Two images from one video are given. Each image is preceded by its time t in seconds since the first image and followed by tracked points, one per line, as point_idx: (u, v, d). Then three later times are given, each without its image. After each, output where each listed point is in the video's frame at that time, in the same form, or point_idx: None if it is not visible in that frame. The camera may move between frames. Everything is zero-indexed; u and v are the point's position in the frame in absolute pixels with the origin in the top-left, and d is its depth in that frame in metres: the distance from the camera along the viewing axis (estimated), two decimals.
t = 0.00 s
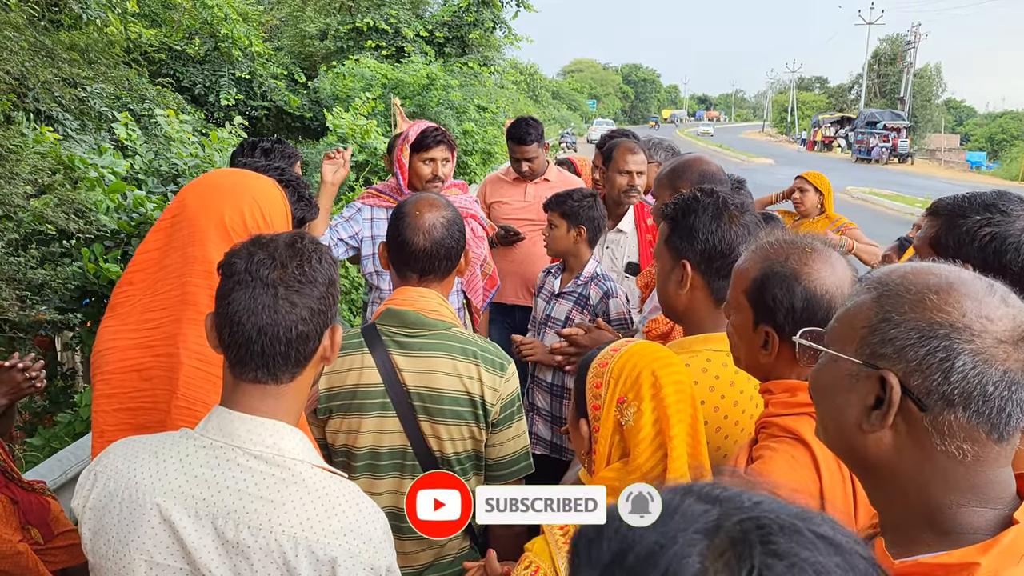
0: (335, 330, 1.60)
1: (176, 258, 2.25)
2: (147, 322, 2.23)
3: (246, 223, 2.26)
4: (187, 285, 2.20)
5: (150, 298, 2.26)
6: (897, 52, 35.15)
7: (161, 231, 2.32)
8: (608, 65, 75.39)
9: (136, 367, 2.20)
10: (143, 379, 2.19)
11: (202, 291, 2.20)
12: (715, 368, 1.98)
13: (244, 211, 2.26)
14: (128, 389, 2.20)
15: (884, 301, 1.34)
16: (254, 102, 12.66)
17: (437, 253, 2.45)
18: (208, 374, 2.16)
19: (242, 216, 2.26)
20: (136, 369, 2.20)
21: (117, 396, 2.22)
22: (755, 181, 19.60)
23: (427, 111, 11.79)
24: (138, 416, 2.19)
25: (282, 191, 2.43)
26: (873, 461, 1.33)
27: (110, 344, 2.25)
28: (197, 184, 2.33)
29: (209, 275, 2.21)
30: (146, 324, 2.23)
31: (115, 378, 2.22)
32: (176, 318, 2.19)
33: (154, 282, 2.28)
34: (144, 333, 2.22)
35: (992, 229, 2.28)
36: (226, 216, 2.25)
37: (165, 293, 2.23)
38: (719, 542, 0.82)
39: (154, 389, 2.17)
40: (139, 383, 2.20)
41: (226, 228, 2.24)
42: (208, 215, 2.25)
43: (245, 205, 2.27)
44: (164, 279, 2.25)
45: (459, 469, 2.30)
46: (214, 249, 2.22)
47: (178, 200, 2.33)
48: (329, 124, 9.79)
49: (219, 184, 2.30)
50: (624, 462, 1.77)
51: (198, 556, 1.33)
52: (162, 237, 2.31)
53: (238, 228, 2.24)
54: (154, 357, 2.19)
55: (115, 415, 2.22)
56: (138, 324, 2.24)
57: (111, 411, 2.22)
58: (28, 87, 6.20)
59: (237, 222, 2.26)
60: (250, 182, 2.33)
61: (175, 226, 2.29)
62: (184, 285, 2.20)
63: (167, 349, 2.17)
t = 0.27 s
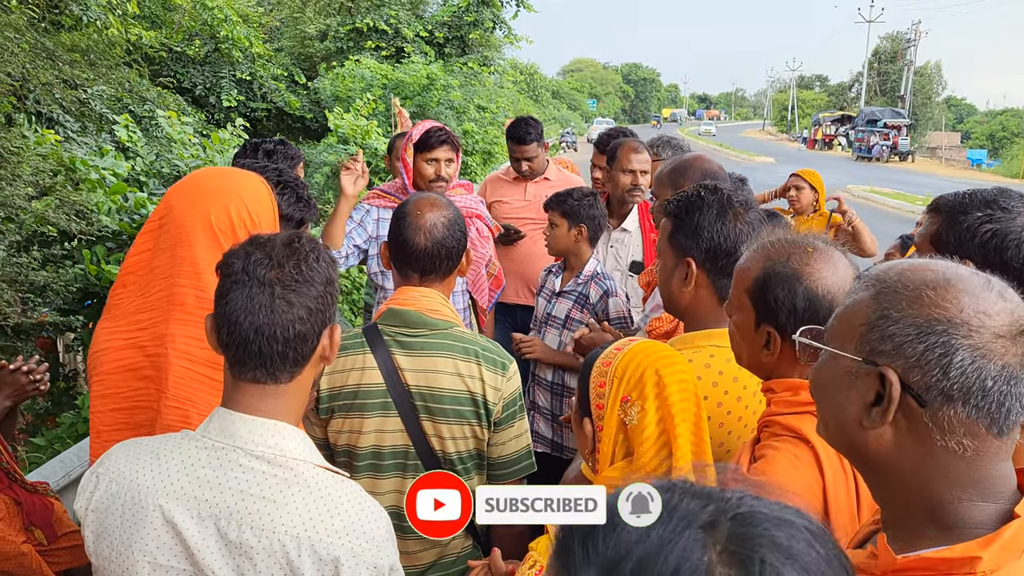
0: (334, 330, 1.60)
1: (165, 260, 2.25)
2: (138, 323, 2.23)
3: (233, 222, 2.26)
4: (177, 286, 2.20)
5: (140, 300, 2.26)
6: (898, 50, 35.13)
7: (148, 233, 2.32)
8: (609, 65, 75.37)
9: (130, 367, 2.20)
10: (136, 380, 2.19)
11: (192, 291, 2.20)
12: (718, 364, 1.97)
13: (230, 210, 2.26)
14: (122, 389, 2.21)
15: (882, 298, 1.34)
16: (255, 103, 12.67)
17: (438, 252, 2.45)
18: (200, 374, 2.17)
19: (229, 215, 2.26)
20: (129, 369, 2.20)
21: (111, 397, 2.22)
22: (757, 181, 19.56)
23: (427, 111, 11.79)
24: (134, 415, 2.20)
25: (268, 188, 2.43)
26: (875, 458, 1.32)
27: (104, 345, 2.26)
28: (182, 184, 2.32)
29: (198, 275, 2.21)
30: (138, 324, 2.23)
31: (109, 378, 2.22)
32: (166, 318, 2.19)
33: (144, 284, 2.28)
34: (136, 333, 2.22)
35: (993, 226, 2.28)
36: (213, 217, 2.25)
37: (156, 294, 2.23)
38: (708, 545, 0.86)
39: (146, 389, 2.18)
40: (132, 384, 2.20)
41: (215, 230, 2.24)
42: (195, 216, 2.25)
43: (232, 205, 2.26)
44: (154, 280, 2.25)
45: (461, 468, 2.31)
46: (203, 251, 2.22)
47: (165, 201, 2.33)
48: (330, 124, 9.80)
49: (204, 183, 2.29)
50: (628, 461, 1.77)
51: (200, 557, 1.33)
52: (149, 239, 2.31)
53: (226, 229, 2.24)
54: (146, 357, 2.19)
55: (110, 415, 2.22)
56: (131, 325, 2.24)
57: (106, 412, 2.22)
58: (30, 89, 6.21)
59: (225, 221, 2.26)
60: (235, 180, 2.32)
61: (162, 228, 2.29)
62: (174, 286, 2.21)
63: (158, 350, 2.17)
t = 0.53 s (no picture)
0: (332, 335, 1.61)
1: (156, 273, 2.29)
2: (126, 331, 2.23)
3: (228, 239, 2.35)
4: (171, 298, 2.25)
5: (128, 308, 2.27)
6: (896, 46, 35.17)
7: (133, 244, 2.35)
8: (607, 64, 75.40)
9: (120, 374, 2.19)
10: (125, 387, 2.19)
11: (189, 304, 2.26)
12: (721, 364, 1.98)
13: (224, 228, 2.35)
14: (112, 396, 2.19)
15: (886, 296, 1.35)
16: (254, 107, 12.70)
17: (437, 256, 2.46)
18: (194, 382, 2.20)
19: (223, 232, 2.35)
20: (120, 377, 2.19)
21: (98, 404, 2.20)
22: (757, 179, 19.57)
23: (426, 114, 11.82)
24: (123, 422, 2.19)
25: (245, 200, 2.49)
26: (880, 457, 1.33)
27: (92, 352, 2.23)
28: (163, 194, 2.34)
29: (194, 289, 2.28)
30: (127, 333, 2.23)
31: (98, 385, 2.19)
32: (160, 329, 2.22)
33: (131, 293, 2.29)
34: (127, 341, 2.22)
35: (992, 222, 2.28)
36: (209, 234, 2.33)
37: (148, 305, 2.25)
38: (677, 555, 0.88)
39: (137, 396, 2.18)
40: (121, 391, 2.19)
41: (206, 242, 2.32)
42: (190, 232, 2.32)
43: (224, 220, 2.36)
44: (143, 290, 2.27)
45: (463, 471, 2.32)
46: (195, 263, 2.30)
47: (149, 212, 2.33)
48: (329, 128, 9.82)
49: (193, 199, 2.35)
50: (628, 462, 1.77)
51: (204, 564, 1.34)
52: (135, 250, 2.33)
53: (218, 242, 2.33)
54: (138, 365, 2.19)
55: (98, 422, 2.20)
56: (120, 333, 2.23)
57: (93, 419, 2.20)
58: (30, 97, 6.23)
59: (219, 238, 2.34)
60: (222, 198, 2.40)
61: (148, 240, 2.32)
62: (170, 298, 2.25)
63: (151, 358, 2.19)
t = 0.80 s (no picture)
0: (322, 337, 1.60)
1: (140, 276, 2.31)
2: (111, 334, 2.23)
3: (211, 240, 2.39)
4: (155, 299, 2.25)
5: (113, 312, 2.27)
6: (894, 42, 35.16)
7: (120, 251, 2.39)
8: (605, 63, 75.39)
9: (106, 377, 2.18)
10: (111, 390, 2.18)
11: (173, 302, 2.26)
12: (722, 363, 1.97)
13: (206, 230, 2.40)
14: (99, 399, 2.18)
15: (892, 292, 1.35)
16: (253, 110, 12.71)
17: (431, 257, 2.45)
18: (179, 381, 2.18)
19: (206, 234, 2.39)
20: (106, 379, 2.18)
21: (84, 408, 2.20)
22: (756, 176, 19.59)
23: (424, 115, 11.83)
24: (108, 425, 2.17)
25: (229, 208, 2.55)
26: (883, 454, 1.33)
27: (79, 357, 2.24)
28: (149, 202, 2.41)
29: (178, 288, 2.29)
30: (112, 336, 2.22)
31: (85, 390, 2.19)
32: (144, 329, 2.22)
33: (118, 297, 2.31)
34: (112, 344, 2.21)
35: (992, 216, 2.27)
36: (192, 236, 2.37)
37: (132, 307, 2.26)
38: (662, 565, 0.85)
39: (122, 398, 2.16)
40: (106, 395, 2.18)
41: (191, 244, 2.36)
42: (173, 236, 2.36)
43: (206, 223, 2.41)
44: (129, 293, 2.29)
45: (461, 472, 2.31)
46: (181, 263, 2.32)
47: (133, 221, 2.38)
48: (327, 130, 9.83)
49: (175, 205, 2.41)
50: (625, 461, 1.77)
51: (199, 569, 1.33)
52: (122, 256, 2.38)
53: (201, 243, 2.37)
54: (124, 366, 2.18)
55: (83, 426, 2.19)
56: (105, 336, 2.23)
57: (78, 422, 2.19)
58: (28, 103, 6.24)
59: (201, 240, 2.38)
60: (203, 204, 2.46)
61: (133, 245, 2.36)
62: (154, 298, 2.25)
63: (137, 360, 2.18)
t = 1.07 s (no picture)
0: (321, 341, 1.58)
1: (144, 280, 2.26)
2: (116, 338, 2.20)
3: (213, 241, 2.34)
4: (162, 303, 2.23)
5: (117, 317, 2.24)
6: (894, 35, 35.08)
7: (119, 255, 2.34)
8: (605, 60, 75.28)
9: (113, 382, 2.17)
10: (118, 395, 2.16)
11: (181, 307, 2.24)
12: (729, 365, 1.95)
13: (208, 231, 2.34)
14: (106, 405, 2.16)
15: (885, 288, 1.33)
16: (253, 112, 12.68)
17: (430, 258, 2.44)
18: (192, 382, 2.18)
19: (208, 235, 2.34)
20: (113, 385, 2.17)
21: (90, 413, 2.18)
22: (757, 171, 19.54)
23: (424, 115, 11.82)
24: (116, 431, 2.16)
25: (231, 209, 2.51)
26: (879, 454, 1.31)
27: (83, 363, 2.21)
28: (149, 205, 2.35)
29: (184, 292, 2.26)
30: (118, 341, 2.20)
31: (91, 396, 2.18)
32: (152, 333, 2.19)
33: (120, 301, 2.27)
34: (118, 349, 2.19)
35: (995, 209, 2.24)
36: (193, 238, 2.32)
37: (137, 311, 2.22)
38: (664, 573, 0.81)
39: (132, 404, 2.15)
40: (113, 399, 2.16)
41: (197, 247, 2.30)
42: (174, 237, 2.30)
43: (208, 224, 2.35)
44: (131, 297, 2.25)
45: (463, 474, 2.30)
46: (187, 266, 2.29)
47: (133, 222, 2.33)
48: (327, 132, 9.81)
49: (176, 206, 2.35)
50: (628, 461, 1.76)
51: None
52: (122, 260, 2.32)
53: (203, 244, 2.32)
54: (133, 371, 2.16)
55: (90, 432, 2.17)
56: (110, 342, 2.20)
57: (83, 429, 2.17)
58: (27, 108, 6.23)
59: (203, 240, 2.33)
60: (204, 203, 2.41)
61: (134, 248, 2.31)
62: (161, 302, 2.23)
63: (146, 364, 2.17)
